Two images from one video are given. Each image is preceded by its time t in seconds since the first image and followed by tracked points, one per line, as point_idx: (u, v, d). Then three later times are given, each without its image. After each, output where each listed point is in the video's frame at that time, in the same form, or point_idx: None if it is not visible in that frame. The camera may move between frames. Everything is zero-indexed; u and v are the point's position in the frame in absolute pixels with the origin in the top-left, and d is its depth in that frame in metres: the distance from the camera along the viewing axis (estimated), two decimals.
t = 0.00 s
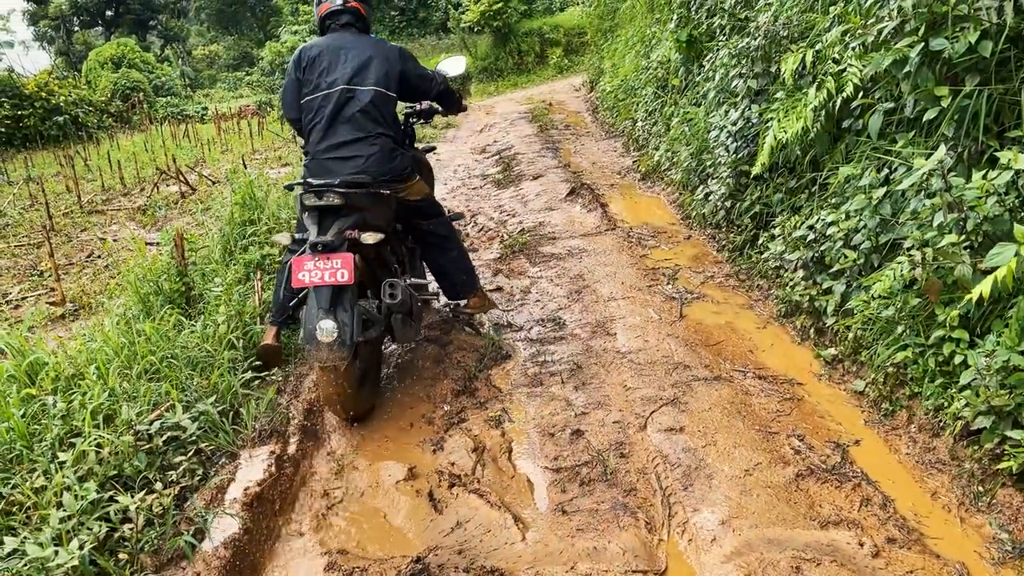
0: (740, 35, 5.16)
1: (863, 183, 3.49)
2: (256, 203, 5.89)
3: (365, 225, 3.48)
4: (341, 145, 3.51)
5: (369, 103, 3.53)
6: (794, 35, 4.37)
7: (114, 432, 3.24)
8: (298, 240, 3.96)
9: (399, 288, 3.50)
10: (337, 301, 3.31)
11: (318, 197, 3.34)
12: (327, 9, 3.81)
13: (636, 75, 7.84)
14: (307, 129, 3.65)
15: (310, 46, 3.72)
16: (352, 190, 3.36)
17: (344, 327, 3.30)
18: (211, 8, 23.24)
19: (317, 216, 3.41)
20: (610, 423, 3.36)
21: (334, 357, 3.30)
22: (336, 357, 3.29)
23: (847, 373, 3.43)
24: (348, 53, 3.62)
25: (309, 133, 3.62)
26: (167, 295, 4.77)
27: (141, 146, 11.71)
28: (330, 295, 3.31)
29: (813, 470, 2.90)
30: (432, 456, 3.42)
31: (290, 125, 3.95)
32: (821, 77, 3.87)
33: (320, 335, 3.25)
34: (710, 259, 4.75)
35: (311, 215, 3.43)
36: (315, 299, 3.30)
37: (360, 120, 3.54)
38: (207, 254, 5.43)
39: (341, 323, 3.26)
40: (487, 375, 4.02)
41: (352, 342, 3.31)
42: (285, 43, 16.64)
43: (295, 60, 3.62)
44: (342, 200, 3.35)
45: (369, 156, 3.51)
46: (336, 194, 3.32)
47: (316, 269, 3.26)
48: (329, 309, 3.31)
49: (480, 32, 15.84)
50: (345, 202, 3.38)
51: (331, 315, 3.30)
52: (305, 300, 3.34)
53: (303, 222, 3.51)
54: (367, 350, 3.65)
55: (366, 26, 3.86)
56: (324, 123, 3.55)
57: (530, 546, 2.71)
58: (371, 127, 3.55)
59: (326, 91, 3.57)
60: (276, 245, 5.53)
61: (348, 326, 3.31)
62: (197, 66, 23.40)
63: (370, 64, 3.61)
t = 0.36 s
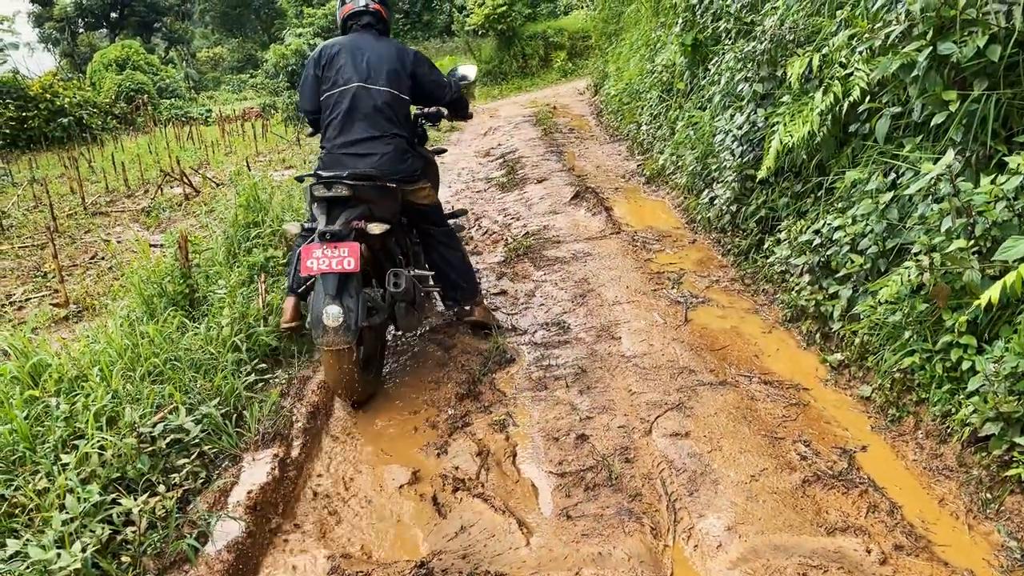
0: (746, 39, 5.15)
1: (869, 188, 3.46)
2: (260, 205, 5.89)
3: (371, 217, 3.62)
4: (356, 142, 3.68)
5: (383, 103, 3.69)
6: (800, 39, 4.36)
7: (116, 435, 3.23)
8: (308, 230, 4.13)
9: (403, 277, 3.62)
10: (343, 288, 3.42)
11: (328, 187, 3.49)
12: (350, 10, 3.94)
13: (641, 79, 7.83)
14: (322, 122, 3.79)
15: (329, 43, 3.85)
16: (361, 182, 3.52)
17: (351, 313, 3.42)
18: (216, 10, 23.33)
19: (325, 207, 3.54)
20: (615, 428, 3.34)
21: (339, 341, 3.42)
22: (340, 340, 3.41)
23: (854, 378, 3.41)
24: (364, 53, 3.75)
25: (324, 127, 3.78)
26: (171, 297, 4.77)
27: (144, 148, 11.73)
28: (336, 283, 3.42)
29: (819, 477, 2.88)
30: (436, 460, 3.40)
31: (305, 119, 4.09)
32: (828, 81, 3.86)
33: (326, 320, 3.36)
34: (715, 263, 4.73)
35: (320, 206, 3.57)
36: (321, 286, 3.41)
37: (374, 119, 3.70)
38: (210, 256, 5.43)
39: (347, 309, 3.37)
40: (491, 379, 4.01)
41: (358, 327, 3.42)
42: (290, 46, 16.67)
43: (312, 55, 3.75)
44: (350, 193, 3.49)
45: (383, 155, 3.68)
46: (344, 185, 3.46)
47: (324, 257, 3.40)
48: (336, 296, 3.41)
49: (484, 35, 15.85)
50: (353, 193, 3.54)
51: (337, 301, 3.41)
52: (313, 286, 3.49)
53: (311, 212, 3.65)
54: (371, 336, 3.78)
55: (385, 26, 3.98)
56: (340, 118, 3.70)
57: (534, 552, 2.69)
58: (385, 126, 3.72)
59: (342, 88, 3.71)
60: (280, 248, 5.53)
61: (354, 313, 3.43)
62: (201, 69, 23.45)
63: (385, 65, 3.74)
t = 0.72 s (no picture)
0: (752, 46, 5.15)
1: (876, 196, 3.44)
2: (265, 211, 5.89)
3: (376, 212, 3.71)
4: (364, 143, 3.82)
5: (391, 107, 3.82)
6: (807, 47, 4.35)
7: (120, 440, 3.22)
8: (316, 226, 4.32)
9: (406, 269, 3.81)
10: (349, 280, 3.62)
11: (334, 184, 3.54)
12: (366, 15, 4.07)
13: (645, 86, 7.83)
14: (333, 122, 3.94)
15: (343, 47, 4.01)
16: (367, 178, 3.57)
17: (357, 303, 3.62)
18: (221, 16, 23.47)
19: (332, 202, 3.63)
20: (620, 435, 3.32)
21: (347, 329, 3.62)
22: (348, 328, 3.62)
23: (860, 387, 3.39)
24: (376, 58, 3.90)
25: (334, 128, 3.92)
26: (175, 302, 4.77)
27: (149, 153, 11.77)
28: (344, 275, 3.63)
29: (826, 486, 2.86)
30: (440, 467, 3.38)
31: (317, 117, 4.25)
32: (834, 88, 3.85)
33: (334, 310, 3.57)
34: (720, 271, 4.72)
35: (327, 201, 3.66)
36: (330, 277, 3.62)
37: (381, 121, 3.84)
38: (214, 262, 5.43)
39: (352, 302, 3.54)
40: (495, 385, 3.99)
41: (363, 318, 3.63)
42: (295, 52, 16.74)
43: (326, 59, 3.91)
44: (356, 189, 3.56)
45: (389, 156, 3.81)
46: (350, 181, 3.53)
47: (332, 249, 3.57)
48: (343, 287, 3.62)
49: (489, 41, 15.89)
50: (359, 190, 3.61)
51: (344, 292, 3.62)
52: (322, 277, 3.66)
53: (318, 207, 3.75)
54: (377, 326, 3.96)
55: (400, 32, 4.13)
56: (349, 120, 3.84)
57: (539, 560, 2.67)
58: (391, 129, 3.85)
59: (352, 91, 3.86)
60: (284, 253, 5.52)
61: (360, 302, 3.64)
62: (206, 74, 23.54)
63: (394, 70, 3.88)
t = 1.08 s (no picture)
0: (756, 60, 5.16)
1: (881, 211, 3.43)
2: (268, 221, 5.90)
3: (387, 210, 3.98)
4: (375, 148, 4.16)
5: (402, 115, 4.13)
6: (811, 62, 4.37)
7: (120, 451, 3.20)
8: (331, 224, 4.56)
9: (416, 263, 4.00)
10: (363, 271, 3.81)
11: (349, 183, 3.82)
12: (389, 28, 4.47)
13: (649, 99, 7.86)
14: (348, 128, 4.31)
15: (361, 60, 4.40)
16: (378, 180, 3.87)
17: (370, 293, 3.80)
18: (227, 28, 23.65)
19: (346, 200, 3.90)
20: (623, 450, 3.31)
21: (361, 318, 3.80)
22: (362, 317, 3.80)
23: (865, 403, 3.37)
24: (389, 70, 4.28)
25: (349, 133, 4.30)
26: (177, 312, 4.77)
27: (153, 163, 11.81)
28: (358, 267, 3.82)
29: (831, 503, 2.83)
30: (441, 480, 3.36)
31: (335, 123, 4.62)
32: (839, 103, 3.86)
33: (349, 298, 3.74)
34: (724, 285, 4.71)
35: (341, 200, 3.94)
36: (345, 269, 3.80)
37: (391, 128, 4.17)
38: (217, 273, 5.43)
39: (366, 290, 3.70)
40: (498, 399, 3.98)
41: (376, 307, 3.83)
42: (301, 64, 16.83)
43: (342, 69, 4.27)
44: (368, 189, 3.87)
45: (397, 161, 4.13)
46: (363, 181, 3.84)
47: (347, 245, 3.77)
48: (358, 278, 3.82)
49: (493, 55, 15.98)
50: (371, 189, 3.89)
51: (358, 282, 3.81)
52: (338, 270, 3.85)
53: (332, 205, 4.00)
54: (388, 317, 4.16)
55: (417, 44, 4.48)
56: (361, 125, 4.19)
57: None
58: (400, 136, 4.18)
59: (366, 99, 4.22)
60: (287, 264, 5.52)
61: (373, 292, 3.82)
62: (211, 85, 23.67)
63: (405, 82, 4.24)
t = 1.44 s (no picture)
0: (759, 85, 5.20)
1: (884, 236, 3.44)
2: (271, 241, 5.90)
3: (404, 216, 4.53)
4: (394, 160, 4.67)
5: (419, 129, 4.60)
6: (813, 87, 4.39)
7: (121, 473, 3.19)
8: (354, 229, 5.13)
9: (431, 263, 4.57)
10: (384, 271, 4.38)
11: (371, 193, 4.37)
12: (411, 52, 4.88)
13: (651, 122, 7.91)
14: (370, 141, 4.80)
15: (383, 78, 4.88)
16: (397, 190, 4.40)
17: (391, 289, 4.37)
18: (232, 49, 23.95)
19: (368, 207, 4.44)
20: (626, 475, 3.29)
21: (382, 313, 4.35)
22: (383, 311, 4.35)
23: (869, 429, 3.35)
24: (407, 90, 4.76)
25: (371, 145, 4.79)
26: (179, 333, 4.77)
27: (157, 183, 11.88)
28: (379, 267, 4.38)
29: (837, 531, 2.81)
30: (443, 505, 3.34)
31: (357, 134, 5.13)
32: (842, 128, 3.88)
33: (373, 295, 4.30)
34: (727, 308, 4.72)
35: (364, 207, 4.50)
36: (368, 269, 4.37)
37: (409, 142, 4.67)
38: (220, 293, 5.44)
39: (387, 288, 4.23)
40: (500, 422, 3.96)
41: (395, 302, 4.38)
42: (304, 84, 16.99)
43: (366, 87, 4.76)
44: (387, 198, 4.41)
45: (414, 172, 4.64)
46: (383, 191, 4.38)
47: (370, 247, 4.33)
48: (379, 277, 4.38)
49: (495, 77, 16.13)
50: (391, 197, 4.44)
51: (380, 281, 4.38)
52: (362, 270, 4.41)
53: (355, 212, 4.56)
54: (405, 311, 4.70)
55: (434, 64, 4.91)
56: (382, 139, 4.69)
57: None
58: (417, 150, 4.68)
59: (387, 115, 4.71)
60: (290, 284, 5.52)
61: (393, 288, 4.38)
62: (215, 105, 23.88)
63: (422, 101, 4.72)
